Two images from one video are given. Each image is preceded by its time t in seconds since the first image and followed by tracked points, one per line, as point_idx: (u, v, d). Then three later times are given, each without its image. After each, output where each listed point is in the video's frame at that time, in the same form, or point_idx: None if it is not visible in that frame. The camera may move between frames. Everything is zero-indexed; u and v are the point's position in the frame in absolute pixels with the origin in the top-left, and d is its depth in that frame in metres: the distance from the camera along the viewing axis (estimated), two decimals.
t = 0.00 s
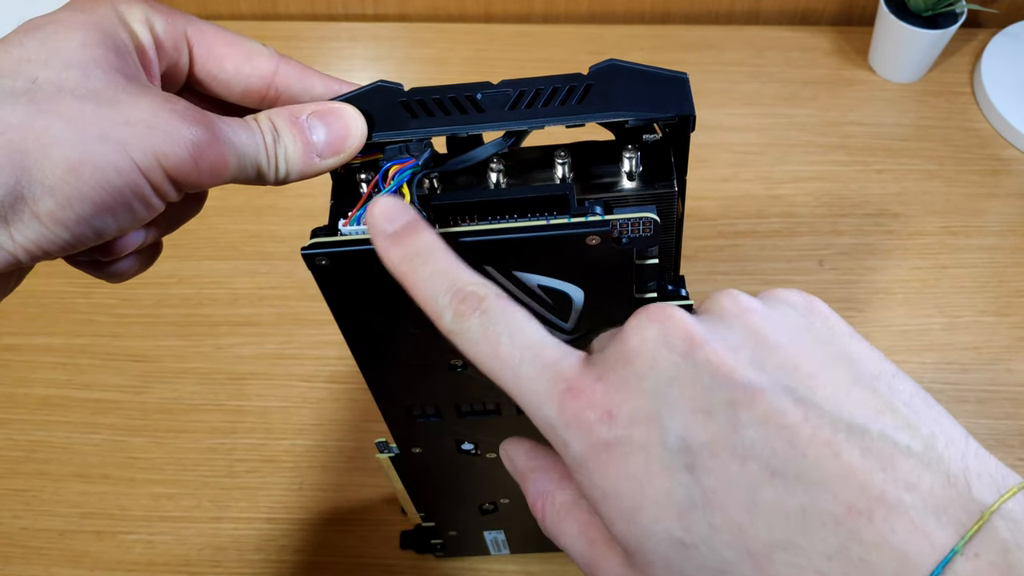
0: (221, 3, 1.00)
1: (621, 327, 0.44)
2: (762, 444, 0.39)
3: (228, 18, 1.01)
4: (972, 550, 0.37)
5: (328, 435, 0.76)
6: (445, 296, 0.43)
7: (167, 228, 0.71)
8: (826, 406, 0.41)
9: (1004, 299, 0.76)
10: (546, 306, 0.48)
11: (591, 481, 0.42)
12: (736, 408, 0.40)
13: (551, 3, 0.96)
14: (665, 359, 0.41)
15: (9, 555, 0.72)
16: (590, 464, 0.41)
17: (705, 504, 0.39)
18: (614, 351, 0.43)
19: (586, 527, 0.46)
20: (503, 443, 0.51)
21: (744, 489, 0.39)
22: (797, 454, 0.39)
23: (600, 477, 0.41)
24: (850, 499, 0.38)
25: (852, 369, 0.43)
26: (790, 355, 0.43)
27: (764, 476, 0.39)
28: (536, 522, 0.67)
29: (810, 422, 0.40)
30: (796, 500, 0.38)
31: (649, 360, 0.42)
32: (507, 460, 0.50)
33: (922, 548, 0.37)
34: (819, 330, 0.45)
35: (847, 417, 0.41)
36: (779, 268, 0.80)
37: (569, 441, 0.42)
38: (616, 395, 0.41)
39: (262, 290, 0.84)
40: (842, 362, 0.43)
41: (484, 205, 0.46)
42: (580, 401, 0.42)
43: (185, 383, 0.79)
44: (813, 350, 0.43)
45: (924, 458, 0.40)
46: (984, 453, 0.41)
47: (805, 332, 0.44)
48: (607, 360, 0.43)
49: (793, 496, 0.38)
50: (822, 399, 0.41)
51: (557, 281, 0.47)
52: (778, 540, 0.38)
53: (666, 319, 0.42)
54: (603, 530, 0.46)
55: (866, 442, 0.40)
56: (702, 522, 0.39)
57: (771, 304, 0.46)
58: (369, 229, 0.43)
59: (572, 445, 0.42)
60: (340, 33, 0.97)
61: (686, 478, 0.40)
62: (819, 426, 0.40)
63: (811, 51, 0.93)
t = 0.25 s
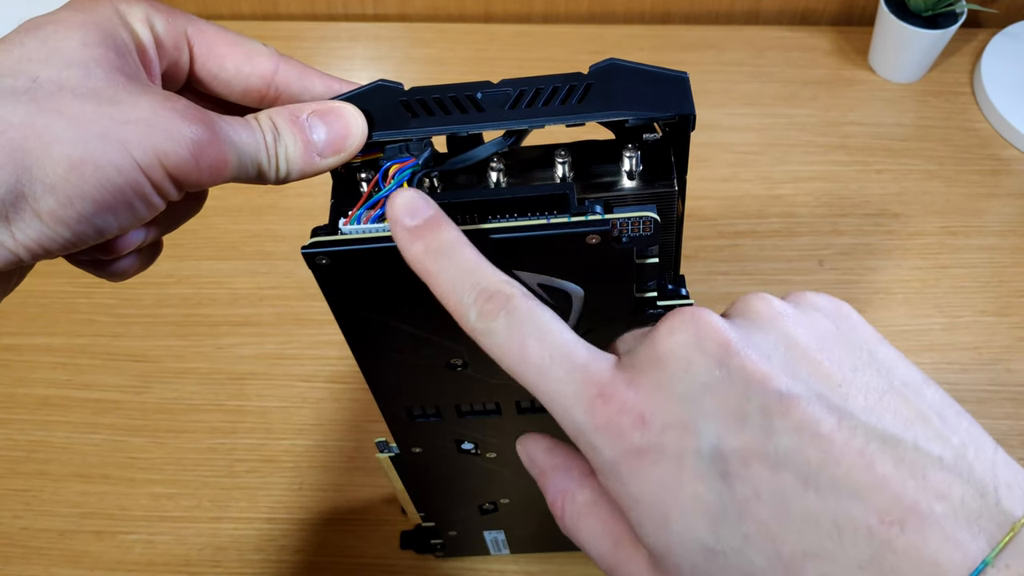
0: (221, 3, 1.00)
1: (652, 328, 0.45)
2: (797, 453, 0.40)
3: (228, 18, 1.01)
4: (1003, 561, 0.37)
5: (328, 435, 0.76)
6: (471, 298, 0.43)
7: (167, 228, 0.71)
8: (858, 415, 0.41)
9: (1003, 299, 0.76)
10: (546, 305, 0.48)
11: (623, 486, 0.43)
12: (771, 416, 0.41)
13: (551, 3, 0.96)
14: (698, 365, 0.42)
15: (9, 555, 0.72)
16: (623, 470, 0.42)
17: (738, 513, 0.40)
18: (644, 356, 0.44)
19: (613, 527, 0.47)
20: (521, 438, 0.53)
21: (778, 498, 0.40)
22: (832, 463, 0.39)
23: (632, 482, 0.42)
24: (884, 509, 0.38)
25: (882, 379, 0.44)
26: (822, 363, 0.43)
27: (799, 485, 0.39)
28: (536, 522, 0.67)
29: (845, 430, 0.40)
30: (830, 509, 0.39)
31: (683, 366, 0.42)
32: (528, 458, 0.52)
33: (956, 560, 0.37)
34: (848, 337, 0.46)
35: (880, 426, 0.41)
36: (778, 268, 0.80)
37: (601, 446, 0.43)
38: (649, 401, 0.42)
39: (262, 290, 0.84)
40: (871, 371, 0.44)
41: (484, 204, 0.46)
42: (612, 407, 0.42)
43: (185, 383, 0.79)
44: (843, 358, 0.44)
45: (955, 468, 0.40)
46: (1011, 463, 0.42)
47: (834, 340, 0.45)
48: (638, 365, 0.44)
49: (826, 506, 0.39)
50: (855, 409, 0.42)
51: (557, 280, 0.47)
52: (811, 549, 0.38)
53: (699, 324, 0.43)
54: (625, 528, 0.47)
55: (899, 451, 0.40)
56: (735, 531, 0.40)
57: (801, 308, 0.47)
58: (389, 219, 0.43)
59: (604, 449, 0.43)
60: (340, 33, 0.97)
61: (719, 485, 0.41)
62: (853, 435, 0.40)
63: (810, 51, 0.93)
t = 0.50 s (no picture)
0: (221, 3, 1.00)
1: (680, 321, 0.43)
2: (823, 456, 0.39)
3: (228, 18, 1.01)
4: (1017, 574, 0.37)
5: (328, 435, 0.76)
6: (511, 269, 0.42)
7: (167, 229, 0.71)
8: (882, 419, 0.41)
9: (1003, 299, 0.76)
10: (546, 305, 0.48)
11: (639, 479, 0.41)
12: (797, 416, 0.40)
13: (551, 3, 0.96)
14: (728, 362, 0.41)
15: (9, 555, 0.72)
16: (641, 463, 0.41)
17: (758, 511, 0.39)
18: (674, 349, 0.42)
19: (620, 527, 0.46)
20: (527, 430, 0.51)
21: (799, 500, 0.39)
22: (856, 467, 0.39)
23: (649, 476, 0.41)
24: (904, 517, 0.38)
25: (903, 385, 0.43)
26: (848, 364, 0.43)
27: (821, 487, 0.39)
28: (536, 522, 0.67)
29: (870, 435, 0.40)
30: (851, 514, 0.38)
31: (711, 362, 0.41)
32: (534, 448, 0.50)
33: (973, 568, 0.37)
34: (869, 340, 0.45)
35: (904, 433, 0.41)
36: (778, 268, 0.80)
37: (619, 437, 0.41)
38: (675, 395, 0.41)
39: (262, 290, 0.84)
40: (893, 375, 0.44)
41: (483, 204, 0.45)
42: (635, 399, 0.41)
43: (185, 383, 0.79)
44: (868, 361, 0.44)
45: (972, 480, 0.40)
46: None
47: (858, 343, 0.44)
48: (666, 358, 0.42)
49: (847, 510, 0.38)
50: (879, 413, 0.41)
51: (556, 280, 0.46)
52: (829, 552, 0.38)
53: (729, 320, 0.42)
54: (635, 528, 0.45)
55: (920, 460, 0.40)
56: (754, 529, 0.39)
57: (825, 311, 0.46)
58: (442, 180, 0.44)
59: (622, 440, 0.41)
60: (340, 33, 0.97)
61: (740, 484, 0.40)
62: (877, 441, 0.40)
63: (810, 51, 0.93)
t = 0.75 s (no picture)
0: (221, 3, 1.00)
1: (629, 395, 0.45)
2: (782, 508, 0.40)
3: (228, 18, 1.01)
4: None
5: (328, 435, 0.76)
6: (450, 429, 0.48)
7: (169, 229, 0.71)
8: (838, 463, 0.42)
9: (1003, 299, 0.76)
10: (547, 305, 0.48)
11: (619, 554, 0.43)
12: (753, 474, 0.41)
13: (551, 3, 0.96)
14: (678, 432, 0.43)
15: (9, 555, 0.72)
16: (613, 537, 0.43)
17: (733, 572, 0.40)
18: (626, 427, 0.44)
19: None
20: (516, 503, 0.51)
21: (769, 553, 0.39)
22: (816, 514, 0.40)
23: (628, 551, 0.42)
24: (873, 556, 0.38)
25: (855, 422, 0.44)
26: (799, 414, 0.44)
27: (787, 538, 0.40)
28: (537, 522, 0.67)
29: (826, 481, 0.41)
30: (820, 562, 0.39)
31: (660, 432, 0.43)
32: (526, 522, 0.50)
33: None
34: (820, 382, 0.46)
35: (858, 472, 0.42)
36: (778, 268, 0.80)
37: (588, 517, 0.43)
38: (631, 471, 0.43)
39: (262, 290, 0.84)
40: (846, 415, 0.44)
41: (483, 203, 0.46)
42: (591, 484, 0.43)
43: (185, 383, 0.79)
44: (821, 406, 0.44)
45: (937, 504, 0.40)
46: (990, 491, 0.42)
47: (807, 388, 0.45)
48: (619, 436, 0.44)
49: (817, 559, 0.39)
50: (833, 456, 0.42)
51: (556, 279, 0.46)
52: None
53: (673, 388, 0.44)
54: None
55: (879, 496, 0.40)
56: None
57: (770, 357, 0.47)
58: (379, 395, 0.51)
59: (594, 519, 0.43)
60: (340, 33, 0.97)
61: (712, 548, 0.41)
62: (834, 486, 0.40)
63: (810, 51, 0.93)
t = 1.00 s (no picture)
0: (221, 3, 1.00)
1: (645, 412, 0.46)
2: (799, 522, 0.40)
3: (228, 18, 1.01)
4: None
5: (328, 435, 0.76)
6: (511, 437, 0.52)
7: (172, 229, 0.71)
8: (853, 478, 0.42)
9: (1003, 298, 0.76)
10: (547, 305, 0.48)
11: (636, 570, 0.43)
12: (770, 489, 0.41)
13: (551, 3, 0.96)
14: (695, 446, 0.43)
15: (9, 555, 0.72)
16: (631, 554, 0.42)
17: None
18: (644, 443, 0.44)
19: None
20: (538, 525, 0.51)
21: (786, 567, 0.39)
22: (833, 528, 0.40)
23: (645, 566, 0.42)
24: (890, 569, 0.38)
25: (868, 438, 0.44)
26: (813, 431, 0.44)
27: (805, 551, 0.39)
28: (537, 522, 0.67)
29: (841, 495, 0.41)
30: None
31: (678, 449, 0.43)
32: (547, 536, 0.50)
33: None
34: (833, 398, 0.46)
35: (873, 486, 0.42)
36: (778, 268, 0.80)
37: (608, 537, 0.43)
38: (650, 485, 0.43)
39: (262, 290, 0.84)
40: (859, 431, 0.44)
41: (483, 203, 0.46)
42: (610, 499, 0.43)
43: (185, 383, 0.79)
44: (833, 422, 0.44)
45: (952, 517, 0.41)
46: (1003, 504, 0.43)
47: (821, 404, 0.45)
48: (637, 451, 0.44)
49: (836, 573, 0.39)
50: (849, 470, 0.42)
51: (557, 279, 0.46)
52: None
53: (689, 405, 0.44)
54: None
55: (894, 509, 0.40)
56: None
57: (785, 374, 0.47)
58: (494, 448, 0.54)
59: (612, 537, 0.43)
60: (340, 33, 0.97)
61: (730, 562, 0.40)
62: (849, 499, 0.41)
63: (810, 51, 0.93)
